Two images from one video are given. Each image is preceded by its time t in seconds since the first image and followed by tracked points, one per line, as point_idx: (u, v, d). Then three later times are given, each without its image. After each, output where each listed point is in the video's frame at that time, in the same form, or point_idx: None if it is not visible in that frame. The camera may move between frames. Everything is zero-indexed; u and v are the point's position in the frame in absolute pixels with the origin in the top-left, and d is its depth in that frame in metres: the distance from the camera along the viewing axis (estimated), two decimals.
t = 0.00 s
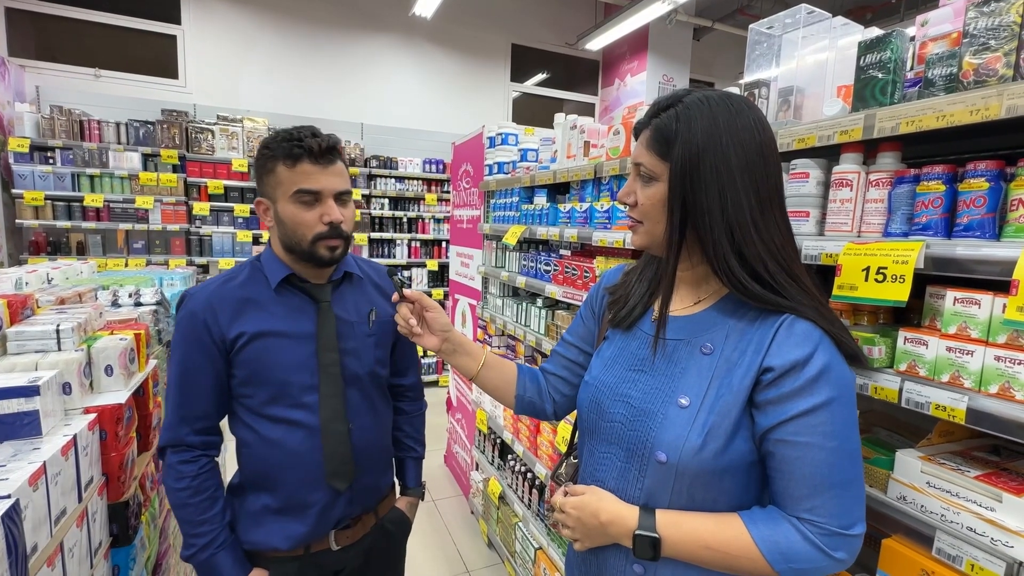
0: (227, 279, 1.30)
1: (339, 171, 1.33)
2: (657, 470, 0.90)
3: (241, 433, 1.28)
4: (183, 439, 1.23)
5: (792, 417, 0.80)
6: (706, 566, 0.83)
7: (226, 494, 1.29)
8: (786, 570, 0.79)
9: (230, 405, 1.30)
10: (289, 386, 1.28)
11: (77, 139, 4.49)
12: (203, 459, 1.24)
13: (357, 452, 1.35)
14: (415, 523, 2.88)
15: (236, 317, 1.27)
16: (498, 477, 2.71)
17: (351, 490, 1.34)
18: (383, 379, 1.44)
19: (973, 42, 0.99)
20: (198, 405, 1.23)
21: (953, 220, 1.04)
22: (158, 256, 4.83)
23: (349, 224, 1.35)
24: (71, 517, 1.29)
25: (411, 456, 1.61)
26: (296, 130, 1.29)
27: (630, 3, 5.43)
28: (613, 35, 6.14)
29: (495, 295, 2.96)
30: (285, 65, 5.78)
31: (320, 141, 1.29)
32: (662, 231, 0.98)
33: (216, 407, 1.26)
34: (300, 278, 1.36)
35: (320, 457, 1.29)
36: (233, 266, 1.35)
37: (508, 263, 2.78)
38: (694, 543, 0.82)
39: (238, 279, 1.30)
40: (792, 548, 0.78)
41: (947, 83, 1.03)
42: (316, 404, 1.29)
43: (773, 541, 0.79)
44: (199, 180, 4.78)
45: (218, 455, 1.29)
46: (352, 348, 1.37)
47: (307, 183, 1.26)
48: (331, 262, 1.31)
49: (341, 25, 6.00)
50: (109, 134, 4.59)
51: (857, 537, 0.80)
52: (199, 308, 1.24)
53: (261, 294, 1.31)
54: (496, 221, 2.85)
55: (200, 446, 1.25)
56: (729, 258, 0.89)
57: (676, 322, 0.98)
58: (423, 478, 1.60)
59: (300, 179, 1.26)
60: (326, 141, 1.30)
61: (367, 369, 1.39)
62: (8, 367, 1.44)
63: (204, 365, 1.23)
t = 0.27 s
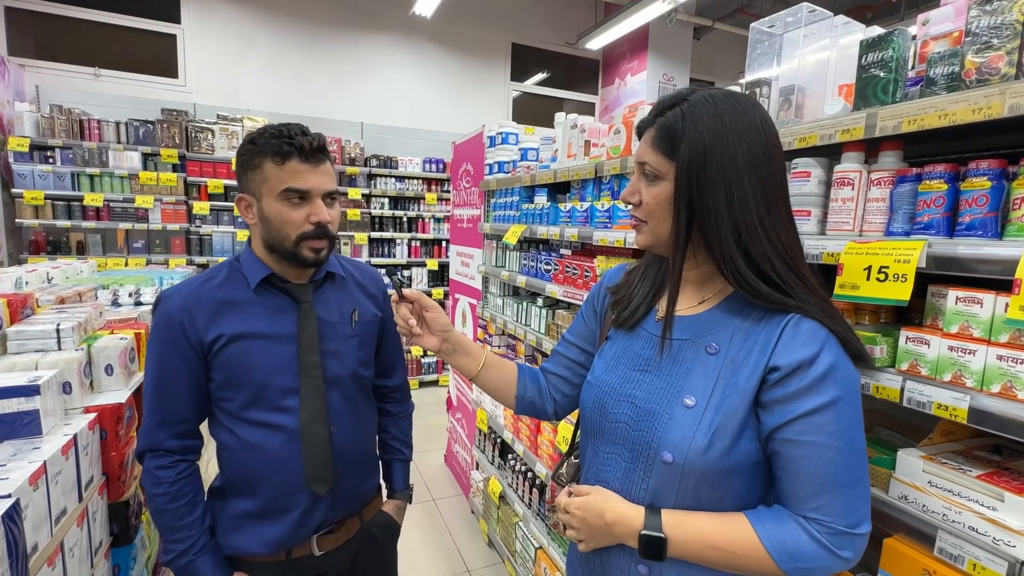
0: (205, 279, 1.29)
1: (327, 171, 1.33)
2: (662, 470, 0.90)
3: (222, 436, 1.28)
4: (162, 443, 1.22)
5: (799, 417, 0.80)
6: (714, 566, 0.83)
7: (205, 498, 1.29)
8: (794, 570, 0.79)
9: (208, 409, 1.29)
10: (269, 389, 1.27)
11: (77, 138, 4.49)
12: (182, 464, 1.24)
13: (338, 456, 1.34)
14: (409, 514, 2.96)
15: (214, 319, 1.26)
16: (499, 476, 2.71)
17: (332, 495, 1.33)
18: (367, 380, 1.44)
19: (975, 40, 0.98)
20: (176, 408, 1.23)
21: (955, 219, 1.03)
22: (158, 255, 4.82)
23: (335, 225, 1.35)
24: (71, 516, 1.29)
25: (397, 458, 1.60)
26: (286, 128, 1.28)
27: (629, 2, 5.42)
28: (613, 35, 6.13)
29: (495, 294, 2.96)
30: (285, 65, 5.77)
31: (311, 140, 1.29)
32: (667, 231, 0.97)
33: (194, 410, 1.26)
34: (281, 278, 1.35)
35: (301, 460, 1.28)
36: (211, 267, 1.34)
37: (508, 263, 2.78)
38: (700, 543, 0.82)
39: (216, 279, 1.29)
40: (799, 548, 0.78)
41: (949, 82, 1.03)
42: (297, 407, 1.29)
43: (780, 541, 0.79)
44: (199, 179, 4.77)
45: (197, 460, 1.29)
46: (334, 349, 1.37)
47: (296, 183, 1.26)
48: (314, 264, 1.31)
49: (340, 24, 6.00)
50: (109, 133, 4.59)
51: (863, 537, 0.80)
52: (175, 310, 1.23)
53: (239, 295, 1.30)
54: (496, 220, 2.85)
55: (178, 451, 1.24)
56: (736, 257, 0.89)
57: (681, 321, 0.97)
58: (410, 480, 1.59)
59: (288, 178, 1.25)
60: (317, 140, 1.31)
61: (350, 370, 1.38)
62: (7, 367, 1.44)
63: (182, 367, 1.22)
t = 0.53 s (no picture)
0: (194, 282, 1.28)
1: (321, 172, 1.32)
2: (667, 469, 0.90)
3: (212, 439, 1.27)
4: (149, 448, 1.21)
5: (805, 416, 0.79)
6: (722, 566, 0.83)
7: (195, 500, 1.29)
8: (799, 569, 0.79)
9: (197, 412, 1.29)
10: (261, 392, 1.27)
11: (77, 137, 4.49)
12: (169, 469, 1.23)
13: (330, 458, 1.33)
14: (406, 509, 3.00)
15: (204, 323, 1.25)
16: (499, 476, 2.71)
17: (325, 498, 1.33)
18: (360, 382, 1.44)
19: (978, 38, 0.98)
20: (164, 412, 1.22)
21: (958, 218, 1.03)
22: (158, 255, 4.81)
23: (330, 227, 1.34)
24: (71, 516, 1.28)
25: (391, 457, 1.61)
26: (276, 128, 1.26)
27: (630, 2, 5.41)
28: (614, 34, 6.11)
29: (495, 293, 2.96)
30: (285, 64, 5.77)
31: (303, 141, 1.28)
32: (671, 232, 0.97)
33: (183, 414, 1.25)
34: (273, 281, 1.34)
35: (293, 463, 1.28)
36: (201, 268, 1.33)
37: (509, 262, 2.77)
38: (708, 542, 0.82)
39: (207, 282, 1.28)
40: (805, 547, 0.78)
41: (952, 81, 1.03)
42: (289, 410, 1.29)
43: (786, 539, 0.78)
44: (199, 179, 4.76)
45: (186, 463, 1.28)
46: (327, 351, 1.37)
47: (289, 186, 1.25)
48: (309, 266, 1.31)
49: (340, 23, 5.99)
50: (109, 133, 4.59)
51: (869, 536, 0.79)
52: (165, 314, 1.22)
53: (230, 298, 1.29)
54: (496, 220, 2.85)
55: (166, 455, 1.24)
56: (741, 256, 0.88)
57: (686, 321, 0.97)
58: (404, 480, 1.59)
59: (281, 181, 1.24)
60: (309, 141, 1.30)
61: (343, 373, 1.38)
62: (8, 366, 1.44)
63: (171, 371, 1.22)
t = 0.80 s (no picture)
0: (198, 281, 1.28)
1: (319, 168, 1.31)
2: (672, 470, 0.89)
3: (215, 439, 1.27)
4: (152, 448, 1.21)
5: (809, 416, 0.79)
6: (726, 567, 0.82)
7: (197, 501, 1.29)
8: (804, 570, 0.79)
9: (200, 411, 1.29)
10: (264, 391, 1.26)
11: (77, 137, 4.49)
12: (172, 468, 1.23)
13: (333, 459, 1.33)
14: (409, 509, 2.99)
15: (207, 322, 1.25)
16: (499, 475, 2.71)
17: (326, 499, 1.32)
18: (363, 382, 1.44)
19: (981, 38, 0.97)
20: (168, 412, 1.22)
21: (960, 218, 1.03)
22: (158, 254, 4.80)
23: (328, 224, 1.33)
24: (71, 516, 1.28)
25: (396, 457, 1.59)
26: (276, 124, 1.27)
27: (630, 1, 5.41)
28: (614, 34, 6.11)
29: (496, 293, 2.96)
30: (285, 63, 5.76)
31: (300, 136, 1.27)
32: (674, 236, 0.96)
33: (186, 414, 1.25)
34: (276, 279, 1.34)
35: (294, 463, 1.27)
36: (204, 268, 1.32)
37: (510, 262, 2.77)
38: (712, 543, 0.82)
39: (211, 281, 1.28)
40: (809, 547, 0.78)
41: (954, 81, 1.03)
42: (293, 410, 1.28)
43: (789, 540, 0.78)
44: (199, 178, 4.76)
45: (189, 463, 1.28)
46: (330, 351, 1.36)
47: (284, 181, 1.24)
48: (308, 263, 1.29)
49: (340, 23, 5.98)
50: (109, 132, 4.58)
51: (875, 536, 0.79)
52: (168, 313, 1.22)
53: (234, 297, 1.29)
54: (497, 219, 2.85)
55: (169, 455, 1.24)
56: (744, 258, 0.88)
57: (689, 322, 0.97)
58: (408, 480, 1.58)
59: (278, 176, 1.24)
60: (307, 137, 1.29)
61: (346, 373, 1.38)
62: (7, 365, 1.44)
63: (174, 371, 1.21)
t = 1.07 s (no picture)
0: (210, 280, 1.29)
1: (329, 169, 1.31)
2: (668, 471, 0.89)
3: (225, 438, 1.27)
4: (165, 445, 1.21)
5: (804, 417, 0.79)
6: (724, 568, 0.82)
7: (207, 500, 1.29)
8: (801, 570, 0.79)
9: (213, 410, 1.29)
10: (274, 389, 1.26)
11: (76, 136, 4.49)
12: (184, 467, 1.23)
13: (342, 458, 1.33)
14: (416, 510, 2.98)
15: (218, 320, 1.25)
16: (499, 475, 2.71)
17: (335, 498, 1.32)
18: (373, 382, 1.44)
19: (980, 38, 0.97)
20: (181, 410, 1.22)
21: (960, 218, 1.03)
22: (158, 254, 4.80)
23: (334, 224, 1.32)
24: (70, 516, 1.29)
25: (405, 458, 1.59)
26: (292, 125, 1.29)
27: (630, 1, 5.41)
28: (614, 33, 6.10)
29: (495, 292, 2.96)
30: (285, 63, 5.76)
31: (312, 136, 1.28)
32: (677, 219, 0.96)
33: (198, 412, 1.25)
34: (286, 278, 1.34)
35: (304, 462, 1.27)
36: (216, 268, 1.33)
37: (509, 262, 2.77)
38: (710, 544, 0.82)
39: (222, 280, 1.29)
40: (805, 548, 0.77)
41: (954, 80, 1.03)
42: (302, 408, 1.28)
43: (786, 540, 0.78)
44: (199, 178, 4.76)
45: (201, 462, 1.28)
46: (339, 350, 1.36)
47: (293, 176, 1.25)
48: (308, 262, 1.28)
49: (341, 22, 5.98)
50: (109, 131, 4.58)
51: (871, 536, 0.79)
52: (181, 311, 1.23)
53: (245, 296, 1.29)
54: (496, 219, 2.85)
55: (182, 452, 1.24)
56: (742, 250, 0.88)
57: (684, 321, 0.97)
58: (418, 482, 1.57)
59: (286, 172, 1.25)
60: (320, 137, 1.29)
61: (356, 372, 1.38)
62: (7, 365, 1.44)
63: (186, 368, 1.22)
